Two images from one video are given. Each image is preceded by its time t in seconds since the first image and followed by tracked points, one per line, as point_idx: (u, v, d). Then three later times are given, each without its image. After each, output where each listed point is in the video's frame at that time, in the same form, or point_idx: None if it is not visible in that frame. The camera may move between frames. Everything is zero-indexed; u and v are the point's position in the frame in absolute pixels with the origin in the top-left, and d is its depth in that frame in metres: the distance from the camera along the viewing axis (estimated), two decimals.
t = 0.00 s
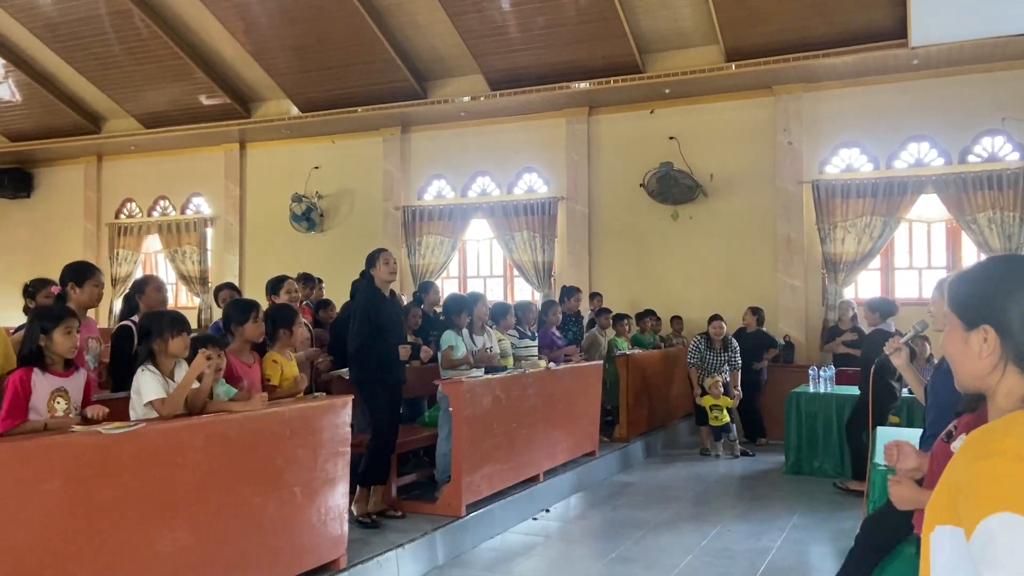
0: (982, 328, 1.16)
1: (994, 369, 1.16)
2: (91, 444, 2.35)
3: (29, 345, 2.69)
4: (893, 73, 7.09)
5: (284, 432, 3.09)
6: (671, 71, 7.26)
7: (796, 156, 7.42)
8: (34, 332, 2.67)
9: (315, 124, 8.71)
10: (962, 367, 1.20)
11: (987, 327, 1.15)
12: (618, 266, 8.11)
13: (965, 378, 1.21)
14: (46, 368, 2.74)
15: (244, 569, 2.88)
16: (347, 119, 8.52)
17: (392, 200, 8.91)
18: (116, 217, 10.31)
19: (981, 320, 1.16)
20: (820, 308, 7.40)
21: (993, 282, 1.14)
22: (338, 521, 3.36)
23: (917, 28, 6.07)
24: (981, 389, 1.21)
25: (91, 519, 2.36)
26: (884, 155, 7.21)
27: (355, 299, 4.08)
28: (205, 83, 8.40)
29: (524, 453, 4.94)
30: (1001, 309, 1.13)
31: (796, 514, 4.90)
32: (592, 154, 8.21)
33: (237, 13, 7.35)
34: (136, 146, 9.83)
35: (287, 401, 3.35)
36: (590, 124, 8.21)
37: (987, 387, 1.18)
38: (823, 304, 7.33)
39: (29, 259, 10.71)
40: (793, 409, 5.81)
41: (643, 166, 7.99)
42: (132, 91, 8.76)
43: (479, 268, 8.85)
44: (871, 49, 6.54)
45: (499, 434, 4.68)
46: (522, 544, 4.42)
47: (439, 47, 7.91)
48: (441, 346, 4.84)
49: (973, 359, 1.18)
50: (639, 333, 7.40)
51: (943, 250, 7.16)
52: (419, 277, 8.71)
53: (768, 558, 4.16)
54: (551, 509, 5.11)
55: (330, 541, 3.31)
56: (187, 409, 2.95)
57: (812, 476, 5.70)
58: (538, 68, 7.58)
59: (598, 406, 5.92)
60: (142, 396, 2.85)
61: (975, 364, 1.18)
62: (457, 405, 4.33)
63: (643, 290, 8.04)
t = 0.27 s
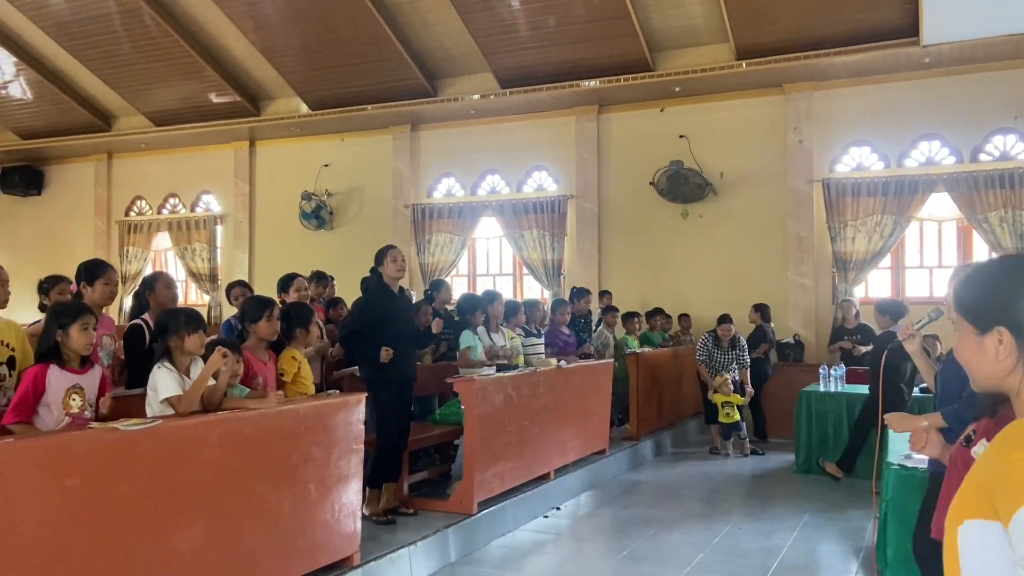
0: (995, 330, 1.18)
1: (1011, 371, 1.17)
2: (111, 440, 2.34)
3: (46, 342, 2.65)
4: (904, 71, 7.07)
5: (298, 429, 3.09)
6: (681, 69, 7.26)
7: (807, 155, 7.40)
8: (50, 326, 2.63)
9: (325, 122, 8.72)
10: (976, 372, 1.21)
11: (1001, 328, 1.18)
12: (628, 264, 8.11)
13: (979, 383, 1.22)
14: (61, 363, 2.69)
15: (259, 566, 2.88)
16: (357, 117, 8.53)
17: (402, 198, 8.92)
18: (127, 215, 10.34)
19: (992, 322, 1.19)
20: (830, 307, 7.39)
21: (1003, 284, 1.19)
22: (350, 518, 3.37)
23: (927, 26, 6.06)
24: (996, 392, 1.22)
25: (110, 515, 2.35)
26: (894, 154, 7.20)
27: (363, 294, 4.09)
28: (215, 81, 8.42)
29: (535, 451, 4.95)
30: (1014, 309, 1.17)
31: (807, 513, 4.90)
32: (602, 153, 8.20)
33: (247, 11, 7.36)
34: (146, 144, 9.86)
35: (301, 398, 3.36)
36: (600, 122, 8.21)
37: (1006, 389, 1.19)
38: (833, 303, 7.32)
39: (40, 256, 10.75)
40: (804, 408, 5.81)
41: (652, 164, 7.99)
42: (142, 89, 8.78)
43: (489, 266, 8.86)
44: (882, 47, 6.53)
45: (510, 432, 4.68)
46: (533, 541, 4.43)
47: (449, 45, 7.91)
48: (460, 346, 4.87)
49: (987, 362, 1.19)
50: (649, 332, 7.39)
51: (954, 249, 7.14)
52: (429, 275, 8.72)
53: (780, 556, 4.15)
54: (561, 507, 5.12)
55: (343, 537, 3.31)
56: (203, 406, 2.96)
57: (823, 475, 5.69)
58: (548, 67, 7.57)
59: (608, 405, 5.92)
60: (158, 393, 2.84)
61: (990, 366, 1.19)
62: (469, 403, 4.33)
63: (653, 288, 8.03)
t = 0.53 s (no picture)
0: None
1: None
2: (135, 432, 2.29)
3: (66, 335, 2.66)
4: (918, 68, 7.05)
5: (317, 421, 3.05)
6: (695, 65, 7.25)
7: (820, 152, 7.38)
8: (73, 318, 2.62)
9: (338, 117, 8.74)
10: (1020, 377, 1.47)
11: None
12: (639, 262, 8.11)
13: None
14: (84, 354, 2.68)
15: (277, 559, 2.84)
16: (369, 113, 8.56)
17: (413, 194, 8.93)
18: (140, 210, 10.38)
19: None
20: (842, 304, 7.38)
21: None
22: (367, 511, 3.34)
23: (944, 22, 6.03)
24: None
25: (133, 508, 2.29)
26: (908, 151, 7.18)
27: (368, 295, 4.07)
28: (228, 76, 8.44)
29: (548, 447, 4.96)
30: None
31: (820, 510, 4.90)
32: (614, 149, 8.20)
33: (261, 7, 7.38)
34: (159, 139, 9.89)
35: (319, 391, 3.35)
36: (612, 118, 8.21)
37: None
38: (846, 300, 7.32)
39: (53, 250, 10.81)
40: (816, 405, 5.80)
41: (664, 161, 7.98)
42: (156, 85, 8.81)
43: (499, 262, 8.87)
44: (897, 44, 6.51)
45: (523, 427, 4.69)
46: (546, 536, 4.44)
47: (462, 41, 7.92)
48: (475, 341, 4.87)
49: None
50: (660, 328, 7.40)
51: (968, 246, 7.12)
52: (440, 271, 8.73)
53: (794, 553, 4.15)
54: (574, 502, 5.13)
55: (359, 530, 3.28)
56: (224, 398, 2.96)
57: (835, 472, 5.69)
58: (561, 63, 7.57)
59: (620, 400, 5.92)
60: (180, 385, 2.85)
61: None
62: (484, 397, 4.34)
63: (664, 285, 8.03)
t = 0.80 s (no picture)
0: None
1: None
2: (154, 427, 2.29)
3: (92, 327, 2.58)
4: (939, 63, 6.97)
5: (334, 416, 3.05)
6: (712, 60, 7.20)
7: (838, 148, 7.32)
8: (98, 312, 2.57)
9: (353, 112, 8.75)
10: None
11: None
12: (655, 258, 8.08)
13: None
14: (111, 349, 2.61)
15: (294, 554, 2.85)
16: (384, 108, 8.57)
17: (428, 189, 8.94)
18: (157, 204, 10.45)
19: None
20: (859, 301, 7.32)
21: None
22: (383, 505, 3.34)
23: (965, 17, 5.96)
24: None
25: (152, 502, 2.30)
26: (928, 147, 7.10)
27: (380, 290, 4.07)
28: (245, 71, 8.47)
29: (562, 443, 4.95)
30: None
31: (837, 508, 4.87)
32: (631, 144, 8.16)
33: (277, 2, 7.39)
34: (176, 133, 9.95)
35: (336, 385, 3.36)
36: (628, 113, 8.17)
37: None
38: (863, 297, 7.26)
39: (72, 243, 10.91)
40: (833, 403, 5.76)
41: (681, 157, 7.93)
42: (173, 79, 8.85)
43: (514, 258, 8.86)
44: (917, 39, 6.43)
45: (538, 423, 4.68)
46: (561, 532, 4.43)
47: (477, 36, 7.90)
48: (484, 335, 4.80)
49: None
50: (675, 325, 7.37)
51: (988, 243, 7.04)
52: (455, 266, 8.74)
53: (810, 551, 4.13)
54: (588, 499, 5.13)
55: (375, 525, 3.29)
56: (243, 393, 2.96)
57: (852, 470, 5.65)
58: (578, 58, 7.54)
59: (635, 397, 5.91)
60: (199, 378, 2.85)
61: None
62: (499, 393, 4.34)
63: (679, 281, 7.99)
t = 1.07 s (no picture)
0: None
1: None
2: (170, 420, 2.31)
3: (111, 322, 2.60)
4: (961, 58, 6.87)
5: (349, 411, 3.06)
6: (731, 55, 7.14)
7: (858, 144, 7.24)
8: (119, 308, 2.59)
9: (370, 108, 8.77)
10: None
11: None
12: (672, 254, 8.04)
13: None
14: (128, 345, 2.62)
15: (310, 547, 2.86)
16: (401, 103, 8.58)
17: (445, 185, 8.94)
18: (176, 199, 10.53)
19: None
20: (878, 298, 7.26)
21: None
22: (398, 500, 3.35)
23: (988, 11, 5.87)
24: None
25: (167, 494, 2.31)
26: (949, 143, 7.01)
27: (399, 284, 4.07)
28: (263, 67, 8.51)
29: (578, 439, 4.94)
30: None
31: (855, 507, 4.83)
32: (648, 139, 8.12)
33: None
34: (194, 129, 10.01)
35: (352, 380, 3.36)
36: (645, 109, 8.12)
37: None
38: (882, 295, 7.20)
39: (92, 238, 11.02)
40: (851, 401, 5.71)
41: (698, 153, 7.88)
42: (192, 75, 8.90)
43: (530, 254, 8.84)
44: (938, 33, 6.35)
45: (554, 419, 4.67)
46: (576, 529, 4.43)
47: (494, 31, 7.89)
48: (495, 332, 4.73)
49: None
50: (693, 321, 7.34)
51: (1011, 241, 6.94)
52: (471, 262, 8.75)
53: (827, 550, 4.10)
54: (603, 495, 5.11)
55: (390, 520, 3.29)
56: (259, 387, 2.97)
57: (870, 469, 5.61)
58: (595, 53, 7.51)
59: (651, 394, 5.88)
60: (215, 372, 2.87)
61: None
62: (514, 389, 4.33)
63: (696, 278, 7.95)
